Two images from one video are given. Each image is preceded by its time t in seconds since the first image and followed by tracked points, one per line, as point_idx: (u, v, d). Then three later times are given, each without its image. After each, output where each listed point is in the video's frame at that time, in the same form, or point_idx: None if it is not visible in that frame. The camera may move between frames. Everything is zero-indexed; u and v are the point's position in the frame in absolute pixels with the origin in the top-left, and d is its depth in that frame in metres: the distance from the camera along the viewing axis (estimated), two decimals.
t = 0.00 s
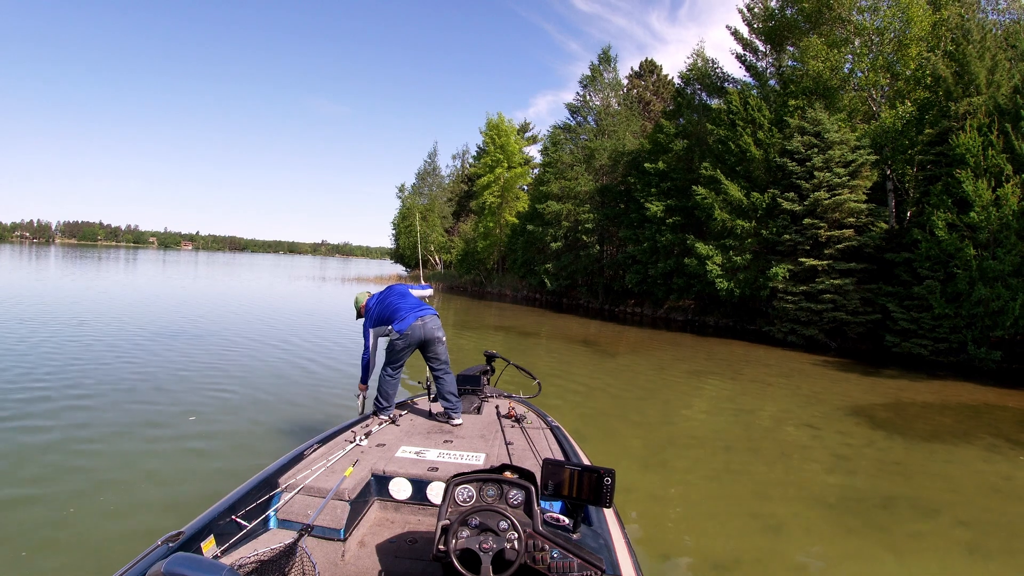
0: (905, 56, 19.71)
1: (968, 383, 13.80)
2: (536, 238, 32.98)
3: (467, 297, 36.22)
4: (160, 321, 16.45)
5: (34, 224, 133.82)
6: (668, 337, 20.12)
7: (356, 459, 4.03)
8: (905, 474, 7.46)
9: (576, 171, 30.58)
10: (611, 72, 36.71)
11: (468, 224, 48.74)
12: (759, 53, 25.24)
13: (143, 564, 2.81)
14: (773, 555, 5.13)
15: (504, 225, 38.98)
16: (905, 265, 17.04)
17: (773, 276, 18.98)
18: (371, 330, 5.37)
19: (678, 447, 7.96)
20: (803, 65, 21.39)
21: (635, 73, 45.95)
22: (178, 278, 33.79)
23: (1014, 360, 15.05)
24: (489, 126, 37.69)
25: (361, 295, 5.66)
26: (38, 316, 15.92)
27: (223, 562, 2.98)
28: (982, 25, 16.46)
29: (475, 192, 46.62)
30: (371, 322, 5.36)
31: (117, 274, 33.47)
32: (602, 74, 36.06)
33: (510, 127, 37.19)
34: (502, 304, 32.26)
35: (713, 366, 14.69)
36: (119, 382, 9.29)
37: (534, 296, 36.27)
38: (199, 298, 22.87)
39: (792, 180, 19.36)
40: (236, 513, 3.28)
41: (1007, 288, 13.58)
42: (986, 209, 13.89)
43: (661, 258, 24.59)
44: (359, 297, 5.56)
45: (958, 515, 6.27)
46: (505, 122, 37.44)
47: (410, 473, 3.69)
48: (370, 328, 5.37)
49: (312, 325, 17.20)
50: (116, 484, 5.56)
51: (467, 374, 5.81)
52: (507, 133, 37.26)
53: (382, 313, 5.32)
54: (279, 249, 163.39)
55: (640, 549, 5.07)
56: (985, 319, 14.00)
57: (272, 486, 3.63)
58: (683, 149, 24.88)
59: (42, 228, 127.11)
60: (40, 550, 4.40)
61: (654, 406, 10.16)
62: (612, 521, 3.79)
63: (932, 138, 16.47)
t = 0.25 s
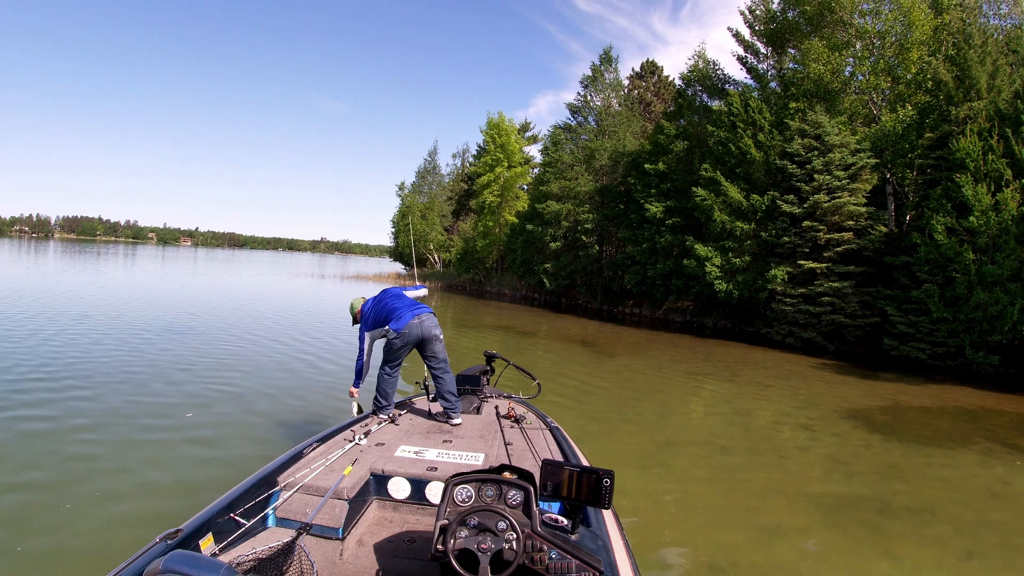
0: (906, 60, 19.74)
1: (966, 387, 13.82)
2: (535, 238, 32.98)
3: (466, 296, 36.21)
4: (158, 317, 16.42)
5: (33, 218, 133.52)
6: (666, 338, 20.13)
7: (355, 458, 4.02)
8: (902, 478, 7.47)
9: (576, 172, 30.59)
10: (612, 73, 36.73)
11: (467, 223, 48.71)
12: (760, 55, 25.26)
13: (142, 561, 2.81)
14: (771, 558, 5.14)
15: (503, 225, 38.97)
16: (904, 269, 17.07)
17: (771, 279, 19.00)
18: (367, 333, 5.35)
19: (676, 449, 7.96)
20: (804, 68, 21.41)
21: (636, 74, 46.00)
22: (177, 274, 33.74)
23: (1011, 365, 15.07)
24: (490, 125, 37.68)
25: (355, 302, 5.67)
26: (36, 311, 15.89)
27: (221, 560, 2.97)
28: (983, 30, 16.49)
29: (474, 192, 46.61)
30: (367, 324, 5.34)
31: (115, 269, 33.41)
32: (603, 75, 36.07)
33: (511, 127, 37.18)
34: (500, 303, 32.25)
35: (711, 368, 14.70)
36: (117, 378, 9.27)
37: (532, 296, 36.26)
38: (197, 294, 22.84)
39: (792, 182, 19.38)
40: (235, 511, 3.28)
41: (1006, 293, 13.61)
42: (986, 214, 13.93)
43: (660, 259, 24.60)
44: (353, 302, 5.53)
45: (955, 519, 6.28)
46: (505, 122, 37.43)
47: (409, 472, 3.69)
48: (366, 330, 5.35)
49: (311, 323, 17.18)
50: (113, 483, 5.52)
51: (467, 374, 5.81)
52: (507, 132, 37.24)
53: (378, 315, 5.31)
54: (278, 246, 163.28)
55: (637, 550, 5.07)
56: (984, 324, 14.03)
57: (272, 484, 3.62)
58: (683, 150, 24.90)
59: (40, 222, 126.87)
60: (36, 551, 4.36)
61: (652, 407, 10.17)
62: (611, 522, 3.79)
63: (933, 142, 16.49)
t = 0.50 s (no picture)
0: (906, 60, 19.73)
1: (964, 387, 13.83)
2: (533, 237, 32.97)
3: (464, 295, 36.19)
4: (155, 315, 16.38)
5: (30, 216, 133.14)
6: (664, 338, 20.12)
7: (353, 457, 4.01)
8: (900, 478, 7.47)
9: (575, 171, 30.56)
10: (611, 72, 36.71)
11: (465, 221, 48.65)
12: (759, 55, 25.26)
13: (139, 560, 2.79)
14: (769, 557, 5.13)
15: (502, 224, 38.95)
16: (902, 269, 17.08)
17: (770, 278, 19.00)
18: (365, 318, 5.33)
19: (674, 448, 7.95)
20: (804, 68, 21.40)
21: (635, 73, 45.98)
22: (175, 272, 33.69)
23: (1009, 365, 15.09)
24: (489, 124, 37.62)
25: (357, 282, 5.61)
26: (33, 309, 15.83)
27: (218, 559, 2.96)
28: (983, 30, 16.49)
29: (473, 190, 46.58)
30: (367, 309, 5.31)
31: (113, 267, 33.36)
32: (602, 74, 36.05)
33: (510, 125, 37.15)
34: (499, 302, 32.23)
35: (709, 367, 14.70)
36: (114, 376, 9.24)
37: (530, 295, 36.25)
38: (195, 292, 22.79)
39: (791, 182, 19.38)
40: (232, 510, 3.26)
41: (1004, 293, 13.62)
42: (984, 214, 13.94)
43: (659, 258, 24.60)
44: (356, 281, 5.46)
45: (953, 520, 6.27)
46: (505, 120, 37.40)
47: (407, 472, 3.67)
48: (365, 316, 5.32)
49: (309, 322, 17.15)
50: (110, 480, 5.48)
51: (466, 374, 5.80)
52: (506, 131, 37.21)
53: (379, 303, 5.27)
54: (276, 245, 163.09)
55: (636, 550, 5.06)
56: (982, 324, 14.04)
57: (269, 483, 3.61)
58: (682, 150, 24.90)
59: (38, 219, 126.53)
60: (33, 548, 4.32)
61: (651, 406, 10.16)
62: (609, 523, 3.77)
63: (932, 142, 16.49)
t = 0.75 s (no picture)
0: (905, 59, 19.73)
1: (963, 387, 13.83)
2: (533, 236, 32.97)
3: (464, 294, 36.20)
4: (155, 314, 16.38)
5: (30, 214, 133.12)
6: (664, 337, 20.12)
7: (352, 456, 4.00)
8: (899, 478, 7.48)
9: (574, 170, 30.56)
10: (611, 71, 36.69)
11: (465, 221, 48.66)
12: (759, 54, 25.25)
13: (137, 559, 2.78)
14: (768, 557, 5.13)
15: (501, 223, 38.95)
16: (902, 269, 17.09)
17: (769, 278, 19.01)
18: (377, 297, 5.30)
19: (674, 448, 7.95)
20: (804, 67, 21.38)
21: (635, 73, 46.00)
22: (175, 271, 33.70)
23: (1009, 365, 15.10)
24: (489, 123, 37.60)
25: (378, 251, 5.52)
26: (32, 308, 15.82)
27: (216, 557, 2.95)
28: (983, 30, 16.49)
29: (473, 190, 46.59)
30: (381, 288, 5.28)
31: (113, 266, 33.36)
32: (602, 73, 36.04)
33: (510, 125, 37.12)
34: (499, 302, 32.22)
35: (709, 367, 14.70)
36: (114, 375, 9.23)
37: (530, 295, 36.25)
38: (195, 292, 22.79)
39: (790, 181, 19.37)
40: (231, 508, 3.26)
41: (1004, 293, 13.62)
42: (984, 214, 13.94)
43: (658, 258, 24.61)
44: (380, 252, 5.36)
45: (952, 520, 6.27)
46: (504, 120, 37.38)
47: (406, 471, 3.67)
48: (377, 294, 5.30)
49: (309, 321, 17.15)
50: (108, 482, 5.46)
51: (464, 373, 5.79)
52: (506, 130, 37.20)
53: (395, 291, 5.25)
54: (275, 243, 162.93)
55: (635, 550, 5.05)
56: (982, 324, 14.04)
57: (268, 482, 3.61)
58: (682, 149, 24.91)
59: (37, 218, 126.45)
60: (31, 551, 4.29)
61: (650, 406, 10.16)
62: (608, 522, 3.77)
63: (931, 142, 16.49)
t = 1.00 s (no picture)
0: (906, 59, 19.71)
1: (964, 386, 13.81)
2: (534, 236, 32.95)
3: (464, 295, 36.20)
4: (156, 314, 16.40)
5: (32, 216, 133.00)
6: (664, 337, 20.11)
7: (349, 453, 4.00)
8: (899, 477, 7.46)
9: (574, 170, 30.56)
10: (611, 72, 36.69)
11: (466, 221, 48.64)
12: (759, 54, 25.23)
13: (133, 554, 2.78)
14: (767, 556, 5.12)
15: (502, 224, 38.96)
16: (903, 268, 17.06)
17: (770, 278, 18.99)
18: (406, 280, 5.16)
19: (673, 447, 7.94)
20: (804, 67, 21.36)
21: (635, 73, 46.03)
22: (176, 272, 33.72)
23: (1010, 364, 15.06)
24: (489, 123, 37.60)
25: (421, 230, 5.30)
26: (33, 309, 15.83)
27: (213, 553, 2.95)
28: (983, 29, 16.47)
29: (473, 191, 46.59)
30: (418, 274, 5.14)
31: (114, 267, 33.37)
32: (602, 73, 36.03)
33: (510, 125, 37.14)
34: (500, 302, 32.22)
35: (709, 366, 14.68)
36: (114, 374, 9.24)
37: (531, 295, 36.25)
38: (195, 293, 22.79)
39: (791, 181, 19.36)
40: (228, 504, 3.26)
41: (1005, 292, 13.59)
42: (984, 213, 13.91)
43: (659, 258, 24.60)
44: (422, 232, 5.17)
45: (952, 518, 6.26)
46: (505, 120, 37.39)
47: (403, 468, 3.66)
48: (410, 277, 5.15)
49: (309, 321, 17.15)
50: (107, 479, 5.47)
51: (462, 371, 5.79)
52: (507, 131, 37.20)
53: (428, 282, 5.17)
54: (276, 244, 163.03)
55: (634, 549, 5.04)
56: (982, 323, 14.02)
57: (265, 478, 3.61)
58: (682, 149, 24.90)
59: (39, 220, 126.59)
60: (29, 547, 4.30)
61: (650, 405, 10.15)
62: (605, 522, 3.77)
63: (932, 141, 16.48)
